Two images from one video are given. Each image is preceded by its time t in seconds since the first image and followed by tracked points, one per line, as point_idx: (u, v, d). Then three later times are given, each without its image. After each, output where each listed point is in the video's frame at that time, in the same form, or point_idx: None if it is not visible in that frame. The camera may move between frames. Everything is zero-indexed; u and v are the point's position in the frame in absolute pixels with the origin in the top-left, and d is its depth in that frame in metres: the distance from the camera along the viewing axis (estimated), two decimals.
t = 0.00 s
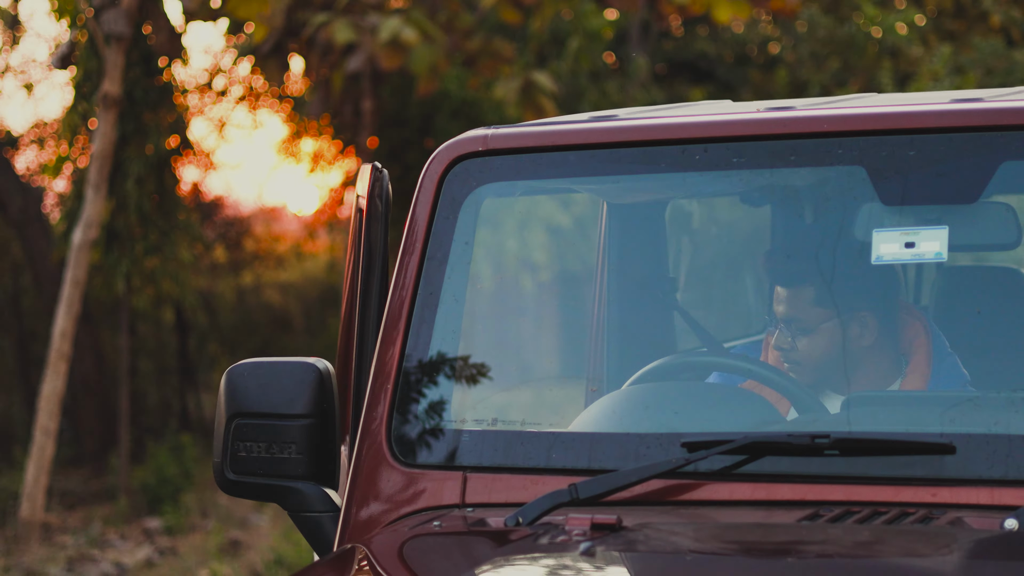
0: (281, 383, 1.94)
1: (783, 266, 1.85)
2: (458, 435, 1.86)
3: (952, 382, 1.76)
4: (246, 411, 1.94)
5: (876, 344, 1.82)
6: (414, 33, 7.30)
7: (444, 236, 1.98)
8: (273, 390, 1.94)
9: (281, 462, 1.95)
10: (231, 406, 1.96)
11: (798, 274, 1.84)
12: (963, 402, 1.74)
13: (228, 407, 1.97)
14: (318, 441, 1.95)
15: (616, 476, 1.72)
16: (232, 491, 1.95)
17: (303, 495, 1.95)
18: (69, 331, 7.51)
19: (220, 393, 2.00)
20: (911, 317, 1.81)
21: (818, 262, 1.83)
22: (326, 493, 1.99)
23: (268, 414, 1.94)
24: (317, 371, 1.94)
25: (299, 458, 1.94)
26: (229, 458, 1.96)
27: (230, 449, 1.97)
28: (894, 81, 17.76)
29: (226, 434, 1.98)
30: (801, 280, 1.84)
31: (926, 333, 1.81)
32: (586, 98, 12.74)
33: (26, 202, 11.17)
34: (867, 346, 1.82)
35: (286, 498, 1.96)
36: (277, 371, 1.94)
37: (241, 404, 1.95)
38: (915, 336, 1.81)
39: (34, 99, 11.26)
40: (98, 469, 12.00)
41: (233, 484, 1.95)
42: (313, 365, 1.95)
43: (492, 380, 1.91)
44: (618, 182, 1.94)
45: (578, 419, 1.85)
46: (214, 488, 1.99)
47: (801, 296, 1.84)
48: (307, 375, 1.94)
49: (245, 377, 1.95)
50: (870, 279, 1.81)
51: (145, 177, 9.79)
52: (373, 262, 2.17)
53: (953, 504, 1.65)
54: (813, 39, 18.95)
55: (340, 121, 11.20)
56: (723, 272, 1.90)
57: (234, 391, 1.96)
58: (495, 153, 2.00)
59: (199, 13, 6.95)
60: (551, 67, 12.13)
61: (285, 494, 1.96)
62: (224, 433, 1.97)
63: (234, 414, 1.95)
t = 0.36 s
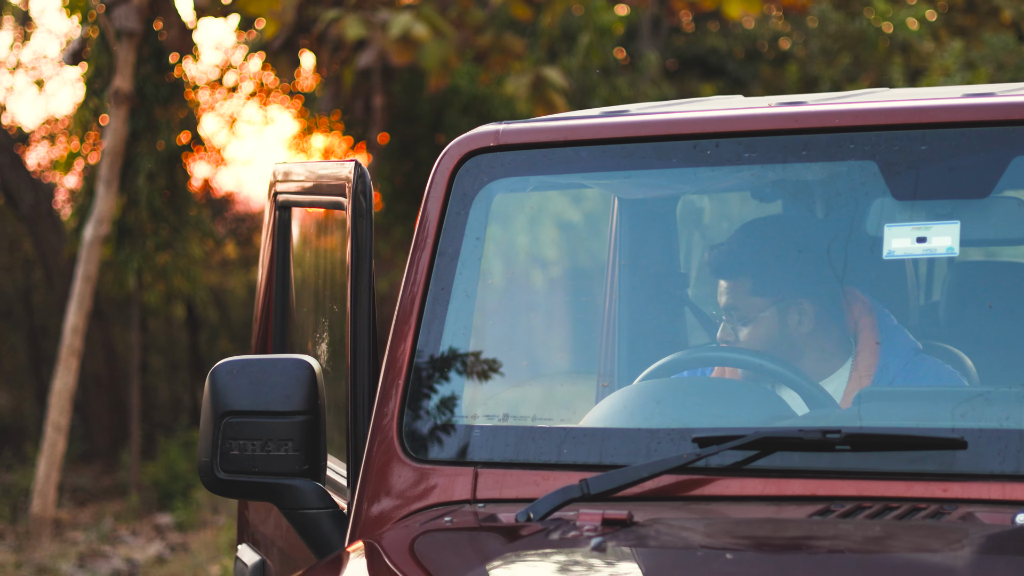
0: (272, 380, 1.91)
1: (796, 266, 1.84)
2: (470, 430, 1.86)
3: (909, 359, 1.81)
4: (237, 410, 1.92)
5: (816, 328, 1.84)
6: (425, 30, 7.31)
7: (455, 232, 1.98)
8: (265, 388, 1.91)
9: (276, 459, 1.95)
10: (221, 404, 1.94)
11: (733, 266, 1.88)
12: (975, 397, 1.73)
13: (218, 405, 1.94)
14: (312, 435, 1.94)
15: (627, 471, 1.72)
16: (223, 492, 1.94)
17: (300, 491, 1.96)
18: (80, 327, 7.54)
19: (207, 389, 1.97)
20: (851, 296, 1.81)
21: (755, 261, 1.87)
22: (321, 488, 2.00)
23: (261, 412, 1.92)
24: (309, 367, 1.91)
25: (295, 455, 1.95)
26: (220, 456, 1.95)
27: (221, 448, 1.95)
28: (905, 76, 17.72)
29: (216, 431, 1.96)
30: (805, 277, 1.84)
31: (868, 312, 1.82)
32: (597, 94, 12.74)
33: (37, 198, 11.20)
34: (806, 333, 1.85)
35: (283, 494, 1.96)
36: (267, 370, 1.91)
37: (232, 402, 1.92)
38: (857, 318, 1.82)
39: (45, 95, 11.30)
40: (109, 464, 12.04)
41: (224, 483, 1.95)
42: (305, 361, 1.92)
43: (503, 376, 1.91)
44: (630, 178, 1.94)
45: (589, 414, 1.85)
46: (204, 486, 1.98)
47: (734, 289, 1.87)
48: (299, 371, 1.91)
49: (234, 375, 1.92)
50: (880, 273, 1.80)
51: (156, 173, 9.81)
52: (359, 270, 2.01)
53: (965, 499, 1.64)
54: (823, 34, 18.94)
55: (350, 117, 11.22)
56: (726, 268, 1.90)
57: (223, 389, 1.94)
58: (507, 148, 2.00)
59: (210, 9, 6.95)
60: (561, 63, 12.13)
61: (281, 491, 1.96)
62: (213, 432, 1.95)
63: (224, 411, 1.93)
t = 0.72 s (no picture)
0: (255, 378, 1.88)
1: (801, 262, 1.84)
2: (468, 427, 1.86)
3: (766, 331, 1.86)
4: (219, 409, 1.90)
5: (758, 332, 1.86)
6: (425, 27, 7.30)
7: (453, 228, 1.98)
8: (248, 388, 1.89)
9: (262, 457, 1.94)
10: (202, 405, 1.91)
11: (595, 313, 1.92)
12: (972, 393, 1.73)
13: (199, 405, 1.92)
14: (295, 431, 1.94)
15: (625, 468, 1.72)
16: (208, 492, 1.92)
17: (287, 489, 1.95)
18: (80, 324, 7.54)
19: (185, 390, 1.94)
20: (700, 291, 1.89)
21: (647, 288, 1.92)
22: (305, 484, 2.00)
23: (245, 411, 1.89)
24: (292, 364, 1.89)
25: (283, 453, 1.94)
26: (204, 456, 1.93)
27: (205, 448, 1.93)
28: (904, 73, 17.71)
29: (198, 431, 1.94)
30: (812, 274, 1.83)
31: (730, 312, 1.88)
32: (596, 91, 12.73)
33: (36, 196, 11.19)
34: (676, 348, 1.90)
35: (270, 493, 1.94)
36: (251, 368, 1.88)
37: (214, 401, 1.90)
38: (714, 317, 1.89)
39: (44, 92, 11.30)
40: (109, 462, 12.03)
41: (209, 484, 1.92)
42: (287, 358, 1.90)
43: (502, 373, 1.91)
44: (626, 175, 1.94)
45: (588, 411, 1.85)
46: (186, 487, 1.95)
47: (599, 335, 1.92)
48: (283, 369, 1.89)
49: (215, 375, 1.90)
50: (876, 271, 1.80)
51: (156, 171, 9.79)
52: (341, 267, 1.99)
53: (962, 496, 1.65)
54: (823, 31, 18.96)
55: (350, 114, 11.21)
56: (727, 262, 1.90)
57: (202, 388, 1.91)
58: (505, 145, 2.00)
59: (210, 6, 6.94)
60: (561, 61, 12.13)
61: (268, 490, 1.94)
62: (193, 433, 1.93)
63: (207, 411, 1.91)
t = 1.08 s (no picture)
0: (270, 386, 1.88)
1: (813, 269, 1.84)
2: (483, 434, 1.87)
3: (698, 330, 1.90)
4: (234, 417, 1.90)
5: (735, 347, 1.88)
6: (438, 34, 7.30)
7: (467, 235, 1.98)
8: (262, 396, 1.89)
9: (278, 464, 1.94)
10: (217, 413, 1.92)
11: (538, 352, 1.93)
12: (987, 400, 1.72)
13: (214, 413, 1.92)
14: (310, 439, 1.94)
15: (640, 475, 1.72)
16: (222, 500, 1.91)
17: (303, 497, 1.94)
18: (95, 332, 7.57)
19: (199, 399, 1.94)
20: (628, 314, 1.92)
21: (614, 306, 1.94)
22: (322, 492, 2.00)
23: (261, 419, 1.89)
24: (307, 372, 1.90)
25: (298, 460, 1.95)
26: (220, 464, 1.94)
27: (220, 455, 1.93)
28: (919, 79, 17.65)
29: (213, 440, 1.94)
30: (829, 281, 1.83)
31: (662, 326, 1.92)
32: (610, 97, 12.71)
33: (51, 204, 11.23)
34: (624, 377, 1.90)
35: (286, 500, 1.94)
36: (266, 376, 1.89)
37: (229, 409, 1.90)
38: (653, 335, 1.91)
39: (59, 100, 11.36)
40: (125, 470, 12.08)
41: (225, 491, 1.92)
42: (302, 367, 1.90)
43: (517, 380, 1.91)
44: (639, 182, 1.94)
45: (602, 418, 1.85)
46: (201, 495, 1.95)
47: (546, 376, 1.91)
48: (297, 377, 1.89)
49: (230, 382, 1.90)
50: (889, 279, 1.79)
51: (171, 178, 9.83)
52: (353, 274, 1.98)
53: (979, 503, 1.64)
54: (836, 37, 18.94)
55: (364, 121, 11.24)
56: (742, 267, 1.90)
57: (216, 396, 1.91)
58: (518, 151, 2.00)
59: (224, 14, 6.95)
60: (575, 67, 12.12)
61: (285, 499, 1.94)
62: (208, 442, 1.93)
63: (222, 419, 1.92)
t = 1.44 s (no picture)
0: (286, 388, 1.90)
1: (830, 272, 1.84)
2: (499, 437, 1.87)
3: (665, 343, 1.89)
4: (249, 419, 1.91)
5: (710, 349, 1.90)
6: (454, 37, 7.31)
7: (483, 238, 1.99)
8: (278, 397, 1.90)
9: (292, 466, 1.95)
10: (232, 415, 1.93)
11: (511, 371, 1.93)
12: (1003, 404, 1.72)
13: (229, 416, 1.93)
14: (326, 441, 1.95)
15: (655, 478, 1.72)
16: (238, 502, 1.92)
17: (318, 499, 1.95)
18: (110, 334, 7.60)
19: (215, 402, 1.95)
20: (599, 328, 1.93)
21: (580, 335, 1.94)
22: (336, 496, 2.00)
23: (277, 421, 1.91)
24: (322, 375, 1.91)
25: (313, 463, 1.95)
26: (235, 466, 1.94)
27: (235, 457, 1.94)
28: (934, 83, 17.62)
29: (229, 442, 1.94)
30: (847, 283, 1.83)
31: (630, 339, 1.91)
32: (625, 102, 12.70)
33: (67, 206, 11.28)
34: (595, 400, 1.89)
35: (301, 502, 1.94)
36: (281, 379, 1.90)
37: (244, 411, 1.91)
38: (622, 348, 1.91)
39: (75, 103, 11.44)
40: (139, 471, 12.12)
41: (240, 493, 1.93)
42: (318, 370, 1.91)
43: (533, 383, 1.91)
44: (657, 185, 1.94)
45: (617, 421, 1.85)
46: (216, 498, 1.96)
47: (516, 399, 1.90)
48: (313, 379, 1.91)
49: (246, 384, 1.91)
50: (907, 283, 1.79)
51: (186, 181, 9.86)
52: (369, 276, 1.99)
53: (994, 505, 1.64)
54: (852, 41, 18.88)
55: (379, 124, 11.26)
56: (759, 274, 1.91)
57: (232, 399, 1.92)
58: (535, 154, 2.00)
59: (240, 17, 6.97)
60: (590, 71, 12.12)
61: (300, 502, 1.94)
62: (223, 444, 1.94)
63: (238, 421, 1.92)
